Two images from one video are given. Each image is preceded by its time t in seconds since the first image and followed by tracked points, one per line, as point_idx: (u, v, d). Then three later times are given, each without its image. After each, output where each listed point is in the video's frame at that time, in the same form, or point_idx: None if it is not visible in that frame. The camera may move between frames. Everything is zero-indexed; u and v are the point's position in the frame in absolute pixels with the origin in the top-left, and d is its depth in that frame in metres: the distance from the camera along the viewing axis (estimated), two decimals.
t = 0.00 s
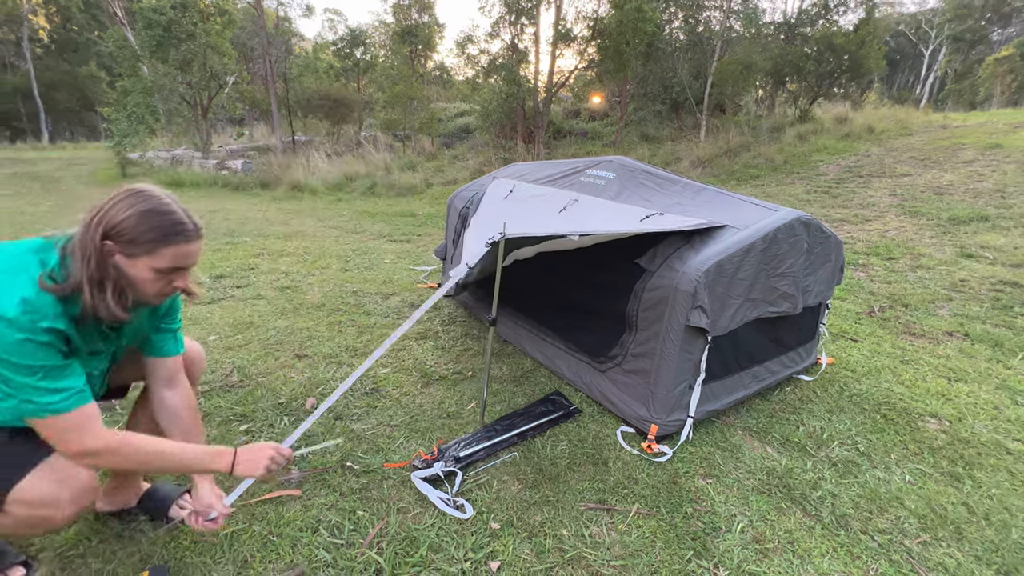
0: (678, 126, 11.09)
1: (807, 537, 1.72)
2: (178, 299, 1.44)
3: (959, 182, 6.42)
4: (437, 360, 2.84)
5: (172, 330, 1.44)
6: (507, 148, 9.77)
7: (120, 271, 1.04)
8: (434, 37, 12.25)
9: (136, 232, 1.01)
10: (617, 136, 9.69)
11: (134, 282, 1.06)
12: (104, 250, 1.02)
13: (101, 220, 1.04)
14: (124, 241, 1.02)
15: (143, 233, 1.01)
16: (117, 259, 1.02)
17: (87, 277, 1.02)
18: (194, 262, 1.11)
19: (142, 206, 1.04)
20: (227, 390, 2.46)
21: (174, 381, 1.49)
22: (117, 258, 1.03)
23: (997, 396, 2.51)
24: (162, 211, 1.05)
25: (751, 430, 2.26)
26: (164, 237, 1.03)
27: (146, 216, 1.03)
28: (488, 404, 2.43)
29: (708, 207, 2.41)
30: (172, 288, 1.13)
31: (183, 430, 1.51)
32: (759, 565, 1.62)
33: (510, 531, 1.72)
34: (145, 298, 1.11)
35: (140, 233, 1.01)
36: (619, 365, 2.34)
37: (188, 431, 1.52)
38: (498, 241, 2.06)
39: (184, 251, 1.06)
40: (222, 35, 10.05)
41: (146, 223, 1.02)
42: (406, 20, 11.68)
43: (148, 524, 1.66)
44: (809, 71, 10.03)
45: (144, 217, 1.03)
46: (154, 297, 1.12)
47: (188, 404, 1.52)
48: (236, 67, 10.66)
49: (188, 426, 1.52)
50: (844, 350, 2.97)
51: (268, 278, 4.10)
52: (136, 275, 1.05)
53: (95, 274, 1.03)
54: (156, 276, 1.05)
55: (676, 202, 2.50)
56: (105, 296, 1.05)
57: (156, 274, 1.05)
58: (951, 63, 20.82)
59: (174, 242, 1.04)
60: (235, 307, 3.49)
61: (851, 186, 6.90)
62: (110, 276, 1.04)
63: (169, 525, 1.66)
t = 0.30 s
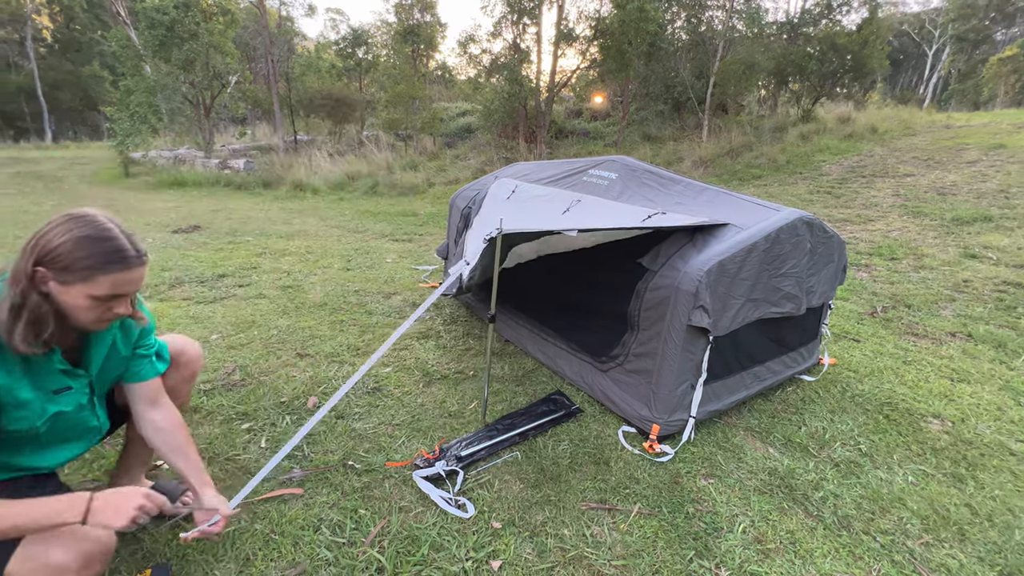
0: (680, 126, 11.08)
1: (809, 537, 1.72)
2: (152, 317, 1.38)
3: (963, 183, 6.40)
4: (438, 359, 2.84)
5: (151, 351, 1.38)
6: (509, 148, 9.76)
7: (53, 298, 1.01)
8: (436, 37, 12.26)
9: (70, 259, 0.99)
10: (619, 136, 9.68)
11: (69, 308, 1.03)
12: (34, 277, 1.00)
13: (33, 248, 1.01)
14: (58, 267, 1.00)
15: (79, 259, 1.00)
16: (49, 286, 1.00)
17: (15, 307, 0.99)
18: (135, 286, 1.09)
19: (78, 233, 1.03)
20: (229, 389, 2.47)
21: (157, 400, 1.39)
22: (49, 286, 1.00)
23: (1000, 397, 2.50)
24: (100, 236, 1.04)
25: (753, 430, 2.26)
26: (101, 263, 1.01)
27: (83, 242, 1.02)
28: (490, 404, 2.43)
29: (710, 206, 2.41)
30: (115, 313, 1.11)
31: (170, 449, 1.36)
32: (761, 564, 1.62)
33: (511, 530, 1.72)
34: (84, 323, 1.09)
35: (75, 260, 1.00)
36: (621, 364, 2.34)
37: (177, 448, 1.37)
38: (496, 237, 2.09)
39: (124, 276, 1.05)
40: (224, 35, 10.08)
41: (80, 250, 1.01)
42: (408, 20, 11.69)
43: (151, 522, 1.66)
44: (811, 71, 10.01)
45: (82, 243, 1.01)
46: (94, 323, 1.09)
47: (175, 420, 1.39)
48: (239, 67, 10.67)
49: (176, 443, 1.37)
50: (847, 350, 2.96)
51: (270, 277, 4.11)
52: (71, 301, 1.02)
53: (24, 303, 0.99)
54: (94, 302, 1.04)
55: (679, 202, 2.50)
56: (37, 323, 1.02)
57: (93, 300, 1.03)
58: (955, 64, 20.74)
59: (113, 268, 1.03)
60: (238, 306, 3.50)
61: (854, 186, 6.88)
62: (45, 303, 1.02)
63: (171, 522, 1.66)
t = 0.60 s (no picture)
0: (682, 126, 11.07)
1: (811, 538, 1.72)
2: (129, 317, 1.38)
3: (967, 183, 6.38)
4: (441, 359, 2.84)
5: (129, 352, 1.38)
6: (512, 148, 9.76)
7: (15, 302, 1.02)
8: (438, 37, 12.29)
9: (30, 264, 0.99)
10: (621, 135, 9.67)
11: (31, 312, 1.04)
12: None
13: None
14: (19, 273, 1.00)
15: (40, 266, 1.00)
16: (11, 290, 1.01)
17: None
18: (101, 290, 1.10)
19: (39, 237, 1.03)
20: (232, 388, 2.47)
21: (131, 399, 1.39)
22: (11, 289, 1.01)
23: (1004, 398, 2.50)
24: (63, 240, 1.04)
25: (756, 431, 2.26)
26: (63, 269, 1.02)
27: (45, 247, 1.02)
28: (491, 404, 2.43)
29: (712, 207, 2.41)
30: (81, 317, 1.12)
31: (149, 445, 1.38)
32: (763, 564, 1.62)
33: (513, 530, 1.72)
34: (48, 326, 1.09)
35: (36, 265, 1.00)
36: (624, 364, 2.34)
37: (158, 444, 1.39)
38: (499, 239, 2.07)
39: (88, 281, 1.06)
40: (227, 35, 10.10)
41: (41, 254, 1.01)
42: (410, 20, 11.73)
43: (154, 520, 1.66)
44: (814, 71, 9.99)
45: (42, 249, 1.01)
46: (59, 326, 1.10)
47: (153, 418, 1.41)
48: (242, 67, 10.69)
49: (155, 439, 1.39)
50: (849, 351, 2.96)
51: (273, 276, 4.11)
52: (34, 307, 1.03)
53: None
54: (58, 307, 1.05)
55: (681, 202, 2.50)
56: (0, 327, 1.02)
57: (56, 305, 1.04)
58: (959, 63, 20.71)
59: (75, 274, 1.03)
60: (241, 305, 3.51)
61: (857, 186, 6.86)
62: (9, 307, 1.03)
63: (174, 521, 1.67)
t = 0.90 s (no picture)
0: (685, 126, 11.05)
1: (815, 539, 1.71)
2: (122, 317, 1.40)
3: (972, 183, 6.34)
4: (443, 359, 2.84)
5: (122, 352, 1.40)
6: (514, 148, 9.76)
7: (11, 303, 1.03)
8: (441, 37, 12.33)
9: (27, 266, 1.00)
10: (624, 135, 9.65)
11: (27, 313, 1.05)
12: None
13: None
14: (16, 275, 1.01)
15: (38, 268, 1.01)
16: (7, 292, 1.01)
17: None
18: (97, 292, 1.11)
19: (36, 239, 1.04)
20: (236, 387, 2.49)
21: (121, 398, 1.41)
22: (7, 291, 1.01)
23: (1009, 399, 2.48)
24: (59, 242, 1.05)
25: (759, 431, 2.25)
26: (60, 272, 1.03)
27: (42, 249, 1.02)
28: (494, 404, 2.43)
29: (715, 207, 2.40)
30: (76, 318, 1.13)
31: (135, 440, 1.41)
32: (765, 565, 1.62)
33: (516, 530, 1.72)
34: (44, 327, 1.10)
35: (33, 268, 1.01)
36: (627, 365, 2.34)
37: (146, 441, 1.42)
38: (500, 237, 2.07)
39: (85, 284, 1.07)
40: (231, 36, 10.14)
41: (38, 256, 1.01)
42: (414, 20, 11.78)
43: (159, 519, 1.67)
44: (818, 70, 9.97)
45: (40, 251, 1.02)
46: (54, 326, 1.10)
47: (142, 415, 1.44)
48: (246, 68, 10.73)
49: (143, 435, 1.42)
50: (853, 352, 2.94)
51: (277, 276, 4.13)
52: (31, 308, 1.04)
53: None
54: (54, 308, 1.06)
55: (684, 203, 2.49)
56: None
57: (53, 307, 1.05)
58: (964, 62, 20.63)
59: (74, 278, 1.05)
60: (245, 305, 3.52)
61: (861, 186, 6.84)
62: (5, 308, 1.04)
63: (179, 519, 1.68)
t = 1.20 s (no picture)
0: (689, 126, 11.03)
1: (819, 540, 1.70)
2: (124, 316, 1.41)
3: (978, 183, 6.30)
4: (446, 359, 2.85)
5: (125, 351, 1.41)
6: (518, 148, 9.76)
7: (16, 301, 1.04)
8: (445, 38, 12.35)
9: (34, 265, 1.01)
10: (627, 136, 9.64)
11: (31, 311, 1.05)
12: None
13: None
14: (22, 275, 1.02)
15: (44, 268, 1.02)
16: (13, 290, 1.02)
17: None
18: (101, 293, 1.12)
19: (43, 239, 1.05)
20: (240, 386, 2.50)
21: (122, 395, 1.43)
22: (11, 290, 1.02)
23: (1015, 401, 2.47)
24: (65, 242, 1.06)
25: (762, 432, 2.25)
26: (67, 272, 1.04)
27: (49, 249, 1.03)
28: (497, 403, 2.44)
29: (719, 207, 2.40)
30: (80, 318, 1.13)
31: (137, 437, 1.42)
32: (769, 566, 1.62)
33: (519, 529, 1.73)
34: (48, 326, 1.11)
35: (38, 267, 1.02)
36: (630, 365, 2.34)
37: (145, 436, 1.42)
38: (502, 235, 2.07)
39: (90, 284, 1.08)
40: (236, 37, 10.18)
41: (43, 256, 1.02)
42: (417, 20, 11.83)
43: (165, 517, 1.68)
44: (822, 69, 9.92)
45: (46, 251, 1.03)
46: (58, 325, 1.11)
47: (143, 412, 1.45)
48: (250, 69, 10.76)
49: (144, 432, 1.43)
50: (858, 352, 2.93)
51: (281, 276, 4.14)
52: (36, 307, 1.05)
53: None
54: (59, 308, 1.06)
55: (687, 203, 2.49)
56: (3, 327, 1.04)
57: (58, 306, 1.06)
58: (970, 62, 20.50)
59: (79, 278, 1.05)
60: (249, 305, 3.54)
61: (866, 186, 6.81)
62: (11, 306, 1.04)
63: (184, 518, 1.69)
